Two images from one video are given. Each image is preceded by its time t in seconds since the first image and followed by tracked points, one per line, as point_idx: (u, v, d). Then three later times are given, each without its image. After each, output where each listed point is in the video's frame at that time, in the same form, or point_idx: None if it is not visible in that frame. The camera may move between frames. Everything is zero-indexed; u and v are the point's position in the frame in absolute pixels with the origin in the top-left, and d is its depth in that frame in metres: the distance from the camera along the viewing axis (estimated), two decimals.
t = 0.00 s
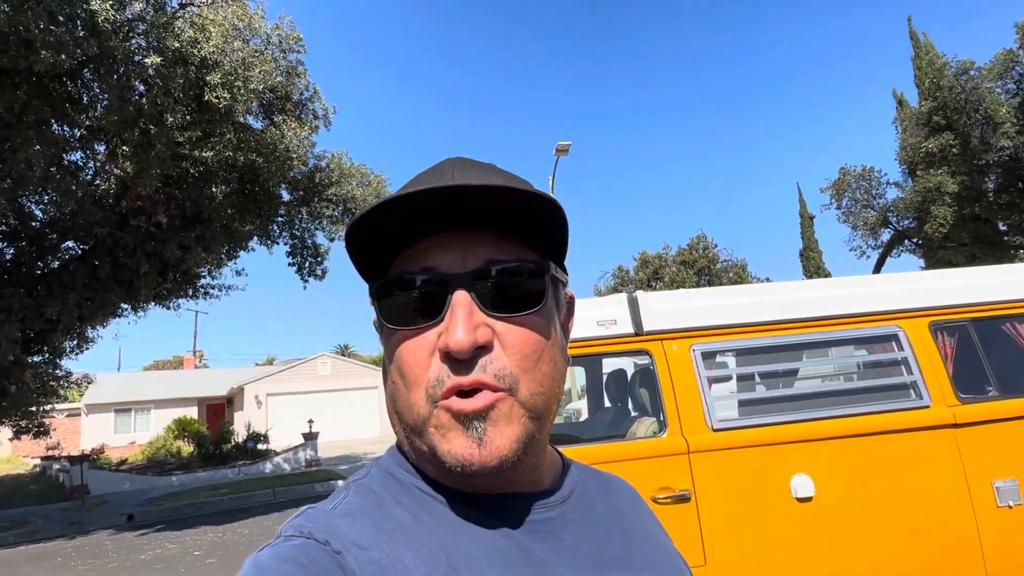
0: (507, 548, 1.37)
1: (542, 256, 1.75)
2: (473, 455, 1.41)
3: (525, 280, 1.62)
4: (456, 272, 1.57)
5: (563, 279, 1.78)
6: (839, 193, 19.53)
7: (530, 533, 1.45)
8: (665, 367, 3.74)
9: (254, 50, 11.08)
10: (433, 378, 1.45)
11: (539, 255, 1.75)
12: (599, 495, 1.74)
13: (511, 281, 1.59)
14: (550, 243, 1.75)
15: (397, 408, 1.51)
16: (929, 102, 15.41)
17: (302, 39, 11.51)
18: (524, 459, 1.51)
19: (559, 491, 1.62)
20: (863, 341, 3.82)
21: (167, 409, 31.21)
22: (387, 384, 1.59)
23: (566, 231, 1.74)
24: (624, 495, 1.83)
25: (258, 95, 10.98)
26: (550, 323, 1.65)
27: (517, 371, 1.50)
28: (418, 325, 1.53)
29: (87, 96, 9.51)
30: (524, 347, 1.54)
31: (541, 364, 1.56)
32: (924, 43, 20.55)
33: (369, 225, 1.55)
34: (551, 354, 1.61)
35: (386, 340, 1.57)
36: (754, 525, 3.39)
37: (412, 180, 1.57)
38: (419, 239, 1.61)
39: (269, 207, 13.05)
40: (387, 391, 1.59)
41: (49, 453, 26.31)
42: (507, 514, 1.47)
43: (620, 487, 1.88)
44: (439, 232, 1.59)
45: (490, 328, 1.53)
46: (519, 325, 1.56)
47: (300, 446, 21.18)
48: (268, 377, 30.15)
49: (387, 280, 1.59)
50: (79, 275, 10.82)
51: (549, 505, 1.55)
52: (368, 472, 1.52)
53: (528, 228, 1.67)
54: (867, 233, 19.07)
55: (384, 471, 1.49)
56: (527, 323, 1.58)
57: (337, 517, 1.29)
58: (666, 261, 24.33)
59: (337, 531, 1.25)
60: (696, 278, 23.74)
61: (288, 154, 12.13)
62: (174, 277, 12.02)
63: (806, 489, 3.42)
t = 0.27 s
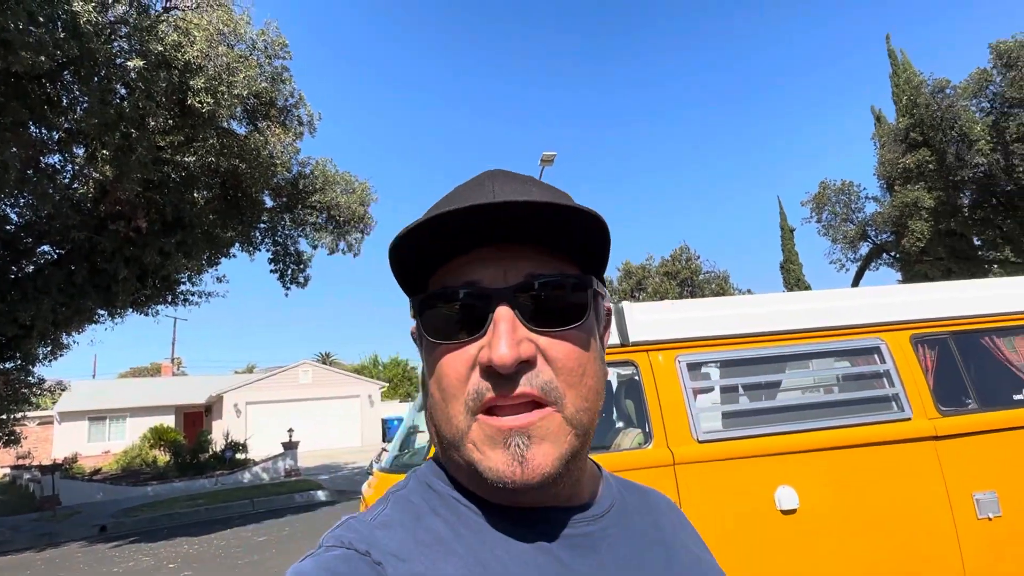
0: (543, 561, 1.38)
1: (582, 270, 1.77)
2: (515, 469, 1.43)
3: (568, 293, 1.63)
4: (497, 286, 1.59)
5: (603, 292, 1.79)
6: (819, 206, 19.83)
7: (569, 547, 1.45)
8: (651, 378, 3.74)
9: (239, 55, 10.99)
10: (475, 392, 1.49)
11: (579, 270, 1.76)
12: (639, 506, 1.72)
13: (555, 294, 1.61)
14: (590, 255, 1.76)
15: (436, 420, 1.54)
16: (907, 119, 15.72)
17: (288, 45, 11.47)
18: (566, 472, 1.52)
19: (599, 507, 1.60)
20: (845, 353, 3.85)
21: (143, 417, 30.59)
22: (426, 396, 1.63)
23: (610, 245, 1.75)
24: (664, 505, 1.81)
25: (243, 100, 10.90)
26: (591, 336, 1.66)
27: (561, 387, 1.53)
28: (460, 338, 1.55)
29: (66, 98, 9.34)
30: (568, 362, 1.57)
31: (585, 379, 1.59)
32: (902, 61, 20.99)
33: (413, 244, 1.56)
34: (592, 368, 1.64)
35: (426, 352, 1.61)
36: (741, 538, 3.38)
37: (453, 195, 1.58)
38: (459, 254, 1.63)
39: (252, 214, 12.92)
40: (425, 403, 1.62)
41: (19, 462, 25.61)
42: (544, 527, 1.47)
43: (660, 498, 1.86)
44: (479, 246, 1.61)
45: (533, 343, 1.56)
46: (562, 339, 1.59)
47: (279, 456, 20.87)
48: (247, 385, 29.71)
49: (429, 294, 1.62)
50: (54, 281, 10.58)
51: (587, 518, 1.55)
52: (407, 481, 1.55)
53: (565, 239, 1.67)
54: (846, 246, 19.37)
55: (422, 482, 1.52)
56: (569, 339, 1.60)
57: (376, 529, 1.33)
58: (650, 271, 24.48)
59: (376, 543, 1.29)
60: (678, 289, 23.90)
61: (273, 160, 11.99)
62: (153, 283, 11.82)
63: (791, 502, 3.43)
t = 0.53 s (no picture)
0: None
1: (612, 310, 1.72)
2: (540, 507, 1.43)
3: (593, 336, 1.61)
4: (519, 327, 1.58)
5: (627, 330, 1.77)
6: (799, 221, 20.13)
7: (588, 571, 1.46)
8: (634, 391, 3.75)
9: (224, 60, 10.94)
10: (499, 431, 1.48)
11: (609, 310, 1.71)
12: (660, 526, 1.70)
13: (579, 336, 1.59)
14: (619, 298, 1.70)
15: (459, 456, 1.54)
16: (884, 137, 16.04)
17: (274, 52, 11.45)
18: (590, 506, 1.51)
19: (620, 531, 1.58)
20: (825, 368, 3.90)
21: (117, 425, 29.97)
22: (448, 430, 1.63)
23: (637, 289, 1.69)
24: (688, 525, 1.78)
25: (227, 105, 10.85)
26: (616, 378, 1.65)
27: (585, 428, 1.53)
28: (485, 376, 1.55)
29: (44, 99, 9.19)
30: (593, 403, 1.56)
31: (610, 419, 1.58)
32: (880, 80, 21.46)
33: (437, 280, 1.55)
34: (618, 409, 1.62)
35: (450, 388, 1.61)
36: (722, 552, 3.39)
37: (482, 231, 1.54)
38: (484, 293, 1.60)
39: (234, 220, 12.79)
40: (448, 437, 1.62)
41: None
42: (562, 551, 1.49)
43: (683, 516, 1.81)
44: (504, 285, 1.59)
45: (559, 385, 1.55)
46: (587, 380, 1.58)
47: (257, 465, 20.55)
48: (225, 393, 29.26)
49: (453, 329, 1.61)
50: (28, 285, 10.33)
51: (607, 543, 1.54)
52: (427, 501, 1.60)
53: (593, 286, 1.64)
54: (825, 261, 19.66)
55: (443, 502, 1.56)
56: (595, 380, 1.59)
57: (399, 550, 1.39)
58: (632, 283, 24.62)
59: (399, 563, 1.34)
60: (661, 301, 24.07)
61: (256, 166, 11.94)
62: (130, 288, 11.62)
63: (771, 516, 3.46)
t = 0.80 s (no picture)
0: None
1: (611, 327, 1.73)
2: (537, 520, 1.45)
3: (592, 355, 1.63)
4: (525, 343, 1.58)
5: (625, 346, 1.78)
6: (781, 234, 20.42)
7: None
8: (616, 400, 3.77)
9: (210, 64, 10.90)
10: (498, 445, 1.50)
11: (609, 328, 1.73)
12: (653, 534, 1.73)
13: (581, 355, 1.60)
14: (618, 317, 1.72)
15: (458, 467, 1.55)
16: (864, 152, 16.35)
17: (261, 57, 11.42)
18: (586, 517, 1.53)
19: (614, 538, 1.61)
20: (803, 379, 3.97)
21: (92, 431, 29.38)
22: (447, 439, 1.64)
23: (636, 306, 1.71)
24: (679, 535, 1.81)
25: (212, 109, 10.80)
26: (614, 395, 1.66)
27: (583, 443, 1.55)
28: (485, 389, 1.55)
29: (25, 100, 9.08)
30: (591, 420, 1.57)
31: (607, 436, 1.60)
32: (860, 97, 21.90)
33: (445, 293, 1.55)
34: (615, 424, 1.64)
35: (450, 400, 1.61)
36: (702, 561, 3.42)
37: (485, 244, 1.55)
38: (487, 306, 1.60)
39: (217, 224, 12.69)
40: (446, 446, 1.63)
41: None
42: (559, 556, 1.51)
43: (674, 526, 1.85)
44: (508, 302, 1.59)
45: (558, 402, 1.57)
46: (586, 397, 1.59)
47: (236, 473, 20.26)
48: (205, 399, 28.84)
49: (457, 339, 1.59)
50: (4, 288, 10.06)
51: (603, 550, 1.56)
52: (428, 509, 1.62)
53: (594, 303, 1.65)
54: (806, 273, 19.94)
55: (443, 509, 1.58)
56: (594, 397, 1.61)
57: (402, 552, 1.41)
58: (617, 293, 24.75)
59: (402, 566, 1.37)
60: (644, 311, 24.22)
61: (240, 170, 11.93)
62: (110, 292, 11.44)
63: (750, 524, 3.50)
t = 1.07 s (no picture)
0: None
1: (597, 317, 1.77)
2: (526, 507, 1.46)
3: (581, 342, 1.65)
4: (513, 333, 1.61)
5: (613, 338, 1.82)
6: (769, 242, 20.60)
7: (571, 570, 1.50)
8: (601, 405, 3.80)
9: (200, 66, 10.87)
10: (487, 434, 1.51)
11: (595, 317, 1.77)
12: (639, 531, 1.75)
13: (568, 344, 1.63)
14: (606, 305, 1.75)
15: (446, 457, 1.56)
16: (850, 162, 16.56)
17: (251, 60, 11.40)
18: (572, 508, 1.55)
19: (602, 535, 1.62)
20: (787, 386, 4.02)
21: (74, 434, 28.97)
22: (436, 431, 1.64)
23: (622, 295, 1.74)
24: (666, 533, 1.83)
25: (201, 111, 10.77)
26: (601, 384, 1.69)
27: (570, 431, 1.57)
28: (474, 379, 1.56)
29: (13, 100, 9.01)
30: (580, 408, 1.60)
31: (594, 424, 1.62)
32: (847, 107, 22.18)
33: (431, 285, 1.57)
34: (602, 413, 1.67)
35: (438, 391, 1.62)
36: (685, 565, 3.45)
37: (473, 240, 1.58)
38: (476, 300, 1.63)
39: (205, 226, 12.62)
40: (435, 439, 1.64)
41: None
42: (546, 550, 1.52)
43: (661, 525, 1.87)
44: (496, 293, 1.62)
45: (547, 390, 1.59)
46: (575, 386, 1.61)
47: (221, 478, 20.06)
48: (190, 403, 28.55)
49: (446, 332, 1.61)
50: None
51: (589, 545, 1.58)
52: (416, 505, 1.62)
53: (582, 292, 1.68)
54: (793, 281, 20.12)
55: (430, 506, 1.59)
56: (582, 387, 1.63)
57: (388, 549, 1.42)
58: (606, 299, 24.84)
59: (388, 561, 1.38)
60: (633, 317, 24.33)
61: (229, 173, 11.87)
62: (95, 293, 11.32)
63: (733, 529, 3.53)
